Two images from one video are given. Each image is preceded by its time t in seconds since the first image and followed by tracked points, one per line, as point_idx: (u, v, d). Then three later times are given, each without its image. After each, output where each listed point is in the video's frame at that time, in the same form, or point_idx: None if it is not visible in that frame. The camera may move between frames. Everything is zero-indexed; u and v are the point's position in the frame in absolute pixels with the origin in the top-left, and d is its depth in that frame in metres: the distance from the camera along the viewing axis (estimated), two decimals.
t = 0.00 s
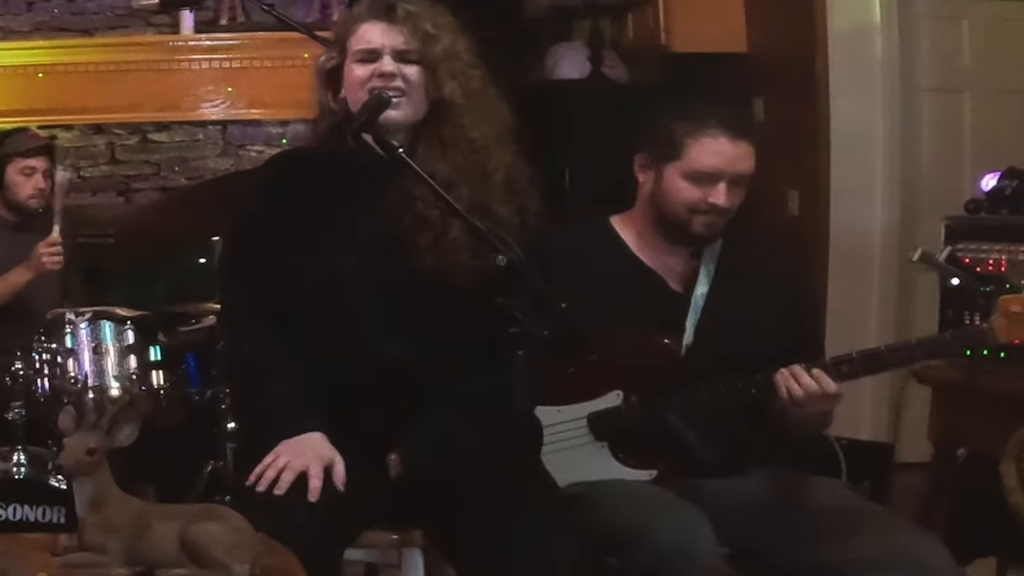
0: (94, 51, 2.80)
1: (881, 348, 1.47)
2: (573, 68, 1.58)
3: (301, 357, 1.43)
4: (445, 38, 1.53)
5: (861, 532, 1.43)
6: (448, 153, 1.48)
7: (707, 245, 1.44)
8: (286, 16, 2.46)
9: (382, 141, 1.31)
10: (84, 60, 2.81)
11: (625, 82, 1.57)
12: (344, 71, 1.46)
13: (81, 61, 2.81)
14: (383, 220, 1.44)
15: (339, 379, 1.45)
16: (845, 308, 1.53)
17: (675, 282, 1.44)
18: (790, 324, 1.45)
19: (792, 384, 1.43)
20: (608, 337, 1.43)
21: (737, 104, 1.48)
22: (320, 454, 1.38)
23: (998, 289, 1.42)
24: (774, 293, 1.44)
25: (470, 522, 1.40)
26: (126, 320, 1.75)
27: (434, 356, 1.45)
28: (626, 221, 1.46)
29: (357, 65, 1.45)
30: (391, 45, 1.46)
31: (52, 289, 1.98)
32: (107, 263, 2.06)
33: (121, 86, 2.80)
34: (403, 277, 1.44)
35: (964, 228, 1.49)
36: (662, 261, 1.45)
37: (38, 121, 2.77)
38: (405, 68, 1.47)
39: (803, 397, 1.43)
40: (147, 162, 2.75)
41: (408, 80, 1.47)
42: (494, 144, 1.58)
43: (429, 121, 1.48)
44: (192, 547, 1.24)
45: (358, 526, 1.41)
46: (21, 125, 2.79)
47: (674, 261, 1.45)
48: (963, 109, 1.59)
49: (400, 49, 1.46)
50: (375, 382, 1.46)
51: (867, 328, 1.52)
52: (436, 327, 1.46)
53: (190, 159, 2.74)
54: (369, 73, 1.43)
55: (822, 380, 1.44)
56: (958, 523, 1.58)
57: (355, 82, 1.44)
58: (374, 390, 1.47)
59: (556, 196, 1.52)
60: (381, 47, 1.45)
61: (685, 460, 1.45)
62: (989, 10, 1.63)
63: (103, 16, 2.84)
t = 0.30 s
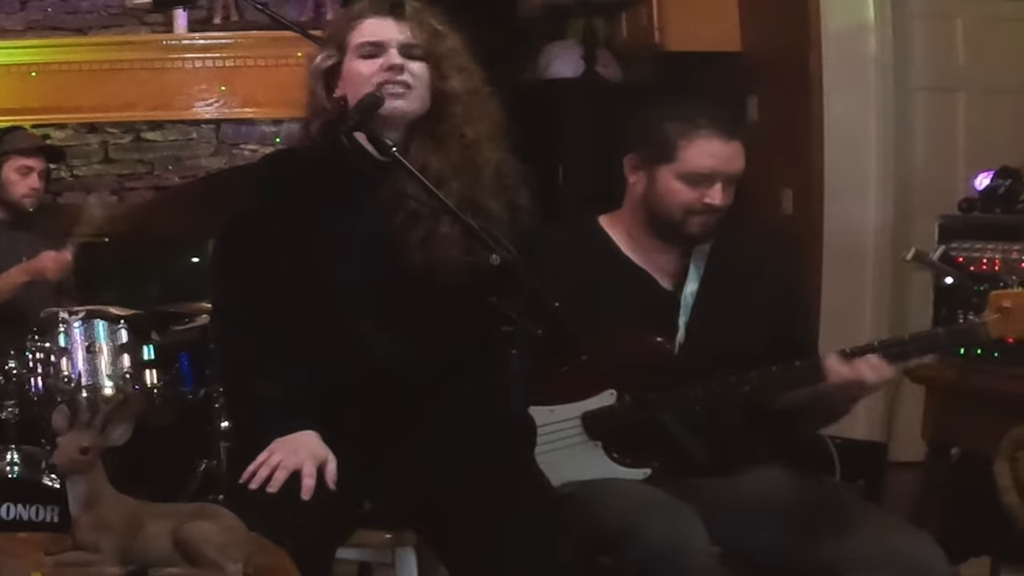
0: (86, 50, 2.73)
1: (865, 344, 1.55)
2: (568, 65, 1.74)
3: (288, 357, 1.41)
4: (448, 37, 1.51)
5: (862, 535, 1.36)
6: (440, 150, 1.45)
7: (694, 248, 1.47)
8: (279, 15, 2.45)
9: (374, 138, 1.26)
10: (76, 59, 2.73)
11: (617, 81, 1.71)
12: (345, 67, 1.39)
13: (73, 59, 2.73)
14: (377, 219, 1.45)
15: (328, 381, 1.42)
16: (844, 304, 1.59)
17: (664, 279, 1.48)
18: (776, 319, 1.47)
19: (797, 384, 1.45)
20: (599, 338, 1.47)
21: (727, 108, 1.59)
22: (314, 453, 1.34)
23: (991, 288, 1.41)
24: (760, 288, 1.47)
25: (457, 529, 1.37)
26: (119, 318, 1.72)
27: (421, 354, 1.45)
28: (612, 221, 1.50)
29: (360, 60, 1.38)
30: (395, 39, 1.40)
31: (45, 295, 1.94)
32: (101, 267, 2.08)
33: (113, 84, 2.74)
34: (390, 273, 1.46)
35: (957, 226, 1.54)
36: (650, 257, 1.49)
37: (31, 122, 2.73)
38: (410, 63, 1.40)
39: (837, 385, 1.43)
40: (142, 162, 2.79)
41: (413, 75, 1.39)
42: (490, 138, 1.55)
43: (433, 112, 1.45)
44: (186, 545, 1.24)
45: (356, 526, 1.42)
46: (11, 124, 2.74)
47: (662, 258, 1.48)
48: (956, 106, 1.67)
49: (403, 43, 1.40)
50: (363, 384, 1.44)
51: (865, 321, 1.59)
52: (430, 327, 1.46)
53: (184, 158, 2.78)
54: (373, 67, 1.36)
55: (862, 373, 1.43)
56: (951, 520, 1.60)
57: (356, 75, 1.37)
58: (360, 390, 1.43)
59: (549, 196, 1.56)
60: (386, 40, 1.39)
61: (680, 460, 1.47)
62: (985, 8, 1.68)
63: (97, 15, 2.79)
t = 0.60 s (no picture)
0: (80, 49, 2.74)
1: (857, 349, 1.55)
2: (560, 65, 1.67)
3: (281, 356, 1.40)
4: (436, 39, 1.51)
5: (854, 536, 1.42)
6: (434, 151, 1.45)
7: (688, 241, 1.50)
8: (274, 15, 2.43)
9: (368, 138, 1.27)
10: (71, 58, 2.75)
11: (612, 81, 1.65)
12: (334, 73, 1.43)
13: (69, 59, 2.75)
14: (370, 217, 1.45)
15: (322, 383, 1.42)
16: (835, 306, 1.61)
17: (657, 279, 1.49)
18: (768, 318, 1.48)
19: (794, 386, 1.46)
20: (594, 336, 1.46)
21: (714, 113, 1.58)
22: (306, 452, 1.33)
23: (987, 287, 1.45)
24: (751, 286, 1.48)
25: (449, 529, 1.36)
26: (112, 318, 1.74)
27: (414, 352, 1.44)
28: (603, 221, 1.52)
29: (348, 67, 1.42)
30: (383, 45, 1.43)
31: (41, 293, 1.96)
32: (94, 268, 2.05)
33: (107, 84, 2.74)
34: (384, 272, 1.44)
35: (951, 224, 1.53)
36: (641, 258, 1.50)
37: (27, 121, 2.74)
38: (394, 73, 1.44)
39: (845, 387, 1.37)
40: (135, 160, 2.76)
41: (397, 85, 1.44)
42: (483, 138, 1.56)
43: (419, 124, 1.45)
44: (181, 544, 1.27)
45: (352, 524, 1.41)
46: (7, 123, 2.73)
47: (650, 258, 1.50)
48: (950, 105, 1.66)
49: (390, 49, 1.44)
50: (356, 384, 1.43)
51: (858, 321, 1.61)
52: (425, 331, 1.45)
53: (177, 156, 2.73)
54: (359, 77, 1.41)
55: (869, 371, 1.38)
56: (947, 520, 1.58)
57: (346, 84, 1.41)
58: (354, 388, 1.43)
59: (541, 193, 1.54)
60: (373, 47, 1.43)
61: (678, 462, 1.46)
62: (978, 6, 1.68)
63: (90, 14, 2.80)
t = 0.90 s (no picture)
0: (74, 48, 2.79)
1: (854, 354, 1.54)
2: (554, 62, 1.81)
3: (273, 351, 1.42)
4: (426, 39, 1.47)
5: (852, 533, 1.38)
6: (427, 148, 1.46)
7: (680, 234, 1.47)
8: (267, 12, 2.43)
9: (360, 137, 1.27)
10: (63, 56, 2.80)
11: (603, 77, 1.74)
12: (325, 73, 1.41)
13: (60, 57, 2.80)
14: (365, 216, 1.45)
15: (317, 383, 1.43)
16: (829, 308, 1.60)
17: (652, 278, 1.48)
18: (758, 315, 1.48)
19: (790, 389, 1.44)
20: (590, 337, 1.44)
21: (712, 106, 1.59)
22: (299, 452, 1.35)
23: (980, 284, 1.44)
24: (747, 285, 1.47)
25: (443, 529, 1.37)
26: (106, 317, 1.72)
27: (407, 352, 1.45)
28: (600, 218, 1.50)
29: (338, 66, 1.40)
30: (373, 43, 1.41)
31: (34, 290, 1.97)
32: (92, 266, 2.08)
33: (102, 83, 2.81)
34: (378, 271, 1.45)
35: (944, 224, 1.53)
36: (638, 254, 1.48)
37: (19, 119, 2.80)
38: (384, 72, 1.41)
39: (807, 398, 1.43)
40: (129, 159, 2.89)
41: (387, 83, 1.41)
42: (475, 137, 1.56)
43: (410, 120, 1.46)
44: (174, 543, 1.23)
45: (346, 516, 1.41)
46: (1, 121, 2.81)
47: (647, 254, 1.48)
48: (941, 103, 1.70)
49: (381, 48, 1.41)
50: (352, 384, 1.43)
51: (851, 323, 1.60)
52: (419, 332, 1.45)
53: (171, 156, 2.87)
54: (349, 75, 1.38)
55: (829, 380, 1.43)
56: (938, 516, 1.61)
57: (336, 84, 1.39)
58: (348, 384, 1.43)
59: (535, 194, 1.58)
60: (362, 46, 1.40)
61: (672, 460, 1.47)
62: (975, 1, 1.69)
63: (83, 13, 2.87)
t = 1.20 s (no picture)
0: (67, 48, 2.70)
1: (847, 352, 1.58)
2: (547, 62, 1.71)
3: (268, 352, 1.40)
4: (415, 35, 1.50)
5: (845, 532, 1.37)
6: (419, 149, 1.45)
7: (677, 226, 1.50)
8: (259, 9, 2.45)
9: (356, 137, 1.26)
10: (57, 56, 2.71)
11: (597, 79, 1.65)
12: (315, 72, 1.43)
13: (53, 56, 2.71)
14: (357, 214, 1.46)
15: (312, 386, 1.43)
16: (823, 307, 1.63)
17: (653, 277, 1.49)
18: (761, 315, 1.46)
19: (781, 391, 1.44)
20: (583, 336, 1.47)
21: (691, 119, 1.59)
22: (296, 452, 1.32)
23: (973, 284, 1.45)
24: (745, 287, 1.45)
25: (435, 529, 1.36)
26: (99, 315, 1.74)
27: (398, 351, 1.45)
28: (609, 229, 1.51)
29: (327, 66, 1.42)
30: (360, 42, 1.43)
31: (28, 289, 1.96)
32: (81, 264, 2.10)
33: (93, 83, 2.71)
34: (373, 272, 1.46)
35: (940, 223, 1.51)
36: (624, 244, 1.50)
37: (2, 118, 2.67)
38: (373, 69, 1.43)
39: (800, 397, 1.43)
40: (122, 158, 2.76)
41: (376, 81, 1.43)
42: (466, 134, 1.56)
43: (403, 120, 1.45)
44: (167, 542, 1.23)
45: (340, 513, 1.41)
46: None
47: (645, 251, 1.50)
48: (936, 102, 1.69)
49: (369, 46, 1.43)
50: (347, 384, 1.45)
51: (846, 322, 1.63)
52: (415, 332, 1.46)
53: (164, 154, 2.74)
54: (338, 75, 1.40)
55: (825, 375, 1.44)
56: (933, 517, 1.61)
57: (327, 84, 1.41)
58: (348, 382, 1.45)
59: (529, 193, 1.57)
60: (350, 45, 1.42)
61: (665, 459, 1.46)
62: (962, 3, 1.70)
63: (77, 12, 2.76)
